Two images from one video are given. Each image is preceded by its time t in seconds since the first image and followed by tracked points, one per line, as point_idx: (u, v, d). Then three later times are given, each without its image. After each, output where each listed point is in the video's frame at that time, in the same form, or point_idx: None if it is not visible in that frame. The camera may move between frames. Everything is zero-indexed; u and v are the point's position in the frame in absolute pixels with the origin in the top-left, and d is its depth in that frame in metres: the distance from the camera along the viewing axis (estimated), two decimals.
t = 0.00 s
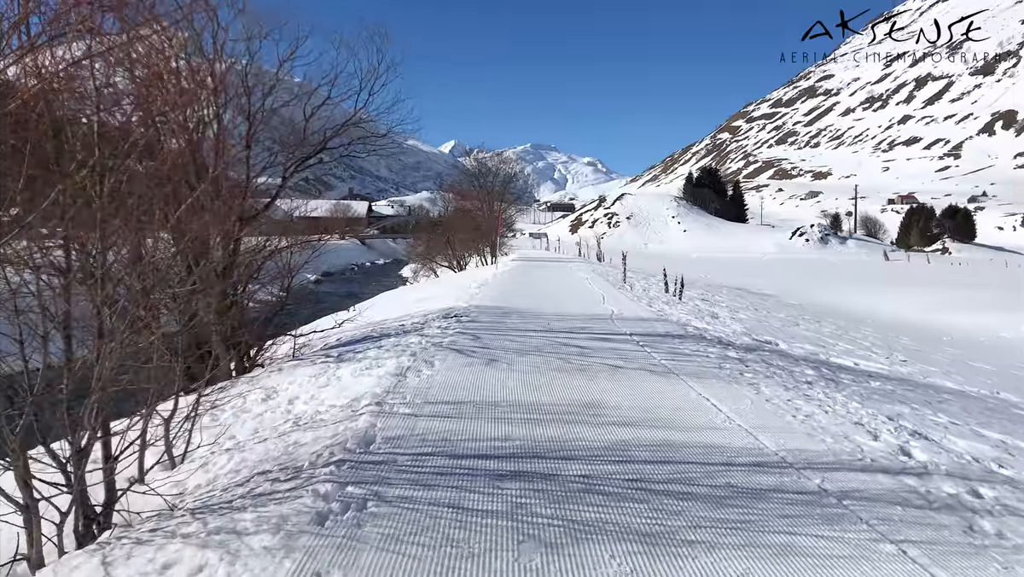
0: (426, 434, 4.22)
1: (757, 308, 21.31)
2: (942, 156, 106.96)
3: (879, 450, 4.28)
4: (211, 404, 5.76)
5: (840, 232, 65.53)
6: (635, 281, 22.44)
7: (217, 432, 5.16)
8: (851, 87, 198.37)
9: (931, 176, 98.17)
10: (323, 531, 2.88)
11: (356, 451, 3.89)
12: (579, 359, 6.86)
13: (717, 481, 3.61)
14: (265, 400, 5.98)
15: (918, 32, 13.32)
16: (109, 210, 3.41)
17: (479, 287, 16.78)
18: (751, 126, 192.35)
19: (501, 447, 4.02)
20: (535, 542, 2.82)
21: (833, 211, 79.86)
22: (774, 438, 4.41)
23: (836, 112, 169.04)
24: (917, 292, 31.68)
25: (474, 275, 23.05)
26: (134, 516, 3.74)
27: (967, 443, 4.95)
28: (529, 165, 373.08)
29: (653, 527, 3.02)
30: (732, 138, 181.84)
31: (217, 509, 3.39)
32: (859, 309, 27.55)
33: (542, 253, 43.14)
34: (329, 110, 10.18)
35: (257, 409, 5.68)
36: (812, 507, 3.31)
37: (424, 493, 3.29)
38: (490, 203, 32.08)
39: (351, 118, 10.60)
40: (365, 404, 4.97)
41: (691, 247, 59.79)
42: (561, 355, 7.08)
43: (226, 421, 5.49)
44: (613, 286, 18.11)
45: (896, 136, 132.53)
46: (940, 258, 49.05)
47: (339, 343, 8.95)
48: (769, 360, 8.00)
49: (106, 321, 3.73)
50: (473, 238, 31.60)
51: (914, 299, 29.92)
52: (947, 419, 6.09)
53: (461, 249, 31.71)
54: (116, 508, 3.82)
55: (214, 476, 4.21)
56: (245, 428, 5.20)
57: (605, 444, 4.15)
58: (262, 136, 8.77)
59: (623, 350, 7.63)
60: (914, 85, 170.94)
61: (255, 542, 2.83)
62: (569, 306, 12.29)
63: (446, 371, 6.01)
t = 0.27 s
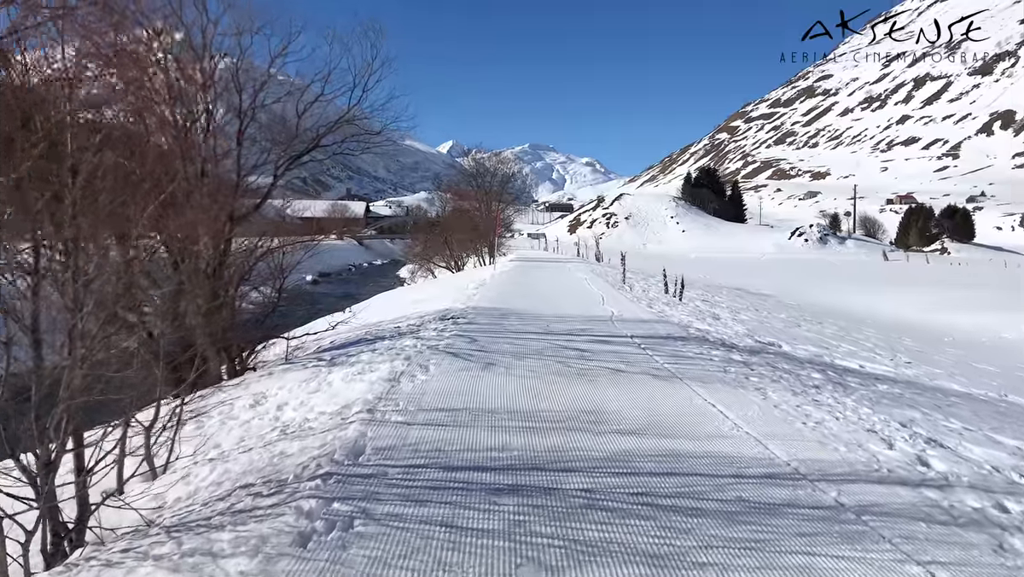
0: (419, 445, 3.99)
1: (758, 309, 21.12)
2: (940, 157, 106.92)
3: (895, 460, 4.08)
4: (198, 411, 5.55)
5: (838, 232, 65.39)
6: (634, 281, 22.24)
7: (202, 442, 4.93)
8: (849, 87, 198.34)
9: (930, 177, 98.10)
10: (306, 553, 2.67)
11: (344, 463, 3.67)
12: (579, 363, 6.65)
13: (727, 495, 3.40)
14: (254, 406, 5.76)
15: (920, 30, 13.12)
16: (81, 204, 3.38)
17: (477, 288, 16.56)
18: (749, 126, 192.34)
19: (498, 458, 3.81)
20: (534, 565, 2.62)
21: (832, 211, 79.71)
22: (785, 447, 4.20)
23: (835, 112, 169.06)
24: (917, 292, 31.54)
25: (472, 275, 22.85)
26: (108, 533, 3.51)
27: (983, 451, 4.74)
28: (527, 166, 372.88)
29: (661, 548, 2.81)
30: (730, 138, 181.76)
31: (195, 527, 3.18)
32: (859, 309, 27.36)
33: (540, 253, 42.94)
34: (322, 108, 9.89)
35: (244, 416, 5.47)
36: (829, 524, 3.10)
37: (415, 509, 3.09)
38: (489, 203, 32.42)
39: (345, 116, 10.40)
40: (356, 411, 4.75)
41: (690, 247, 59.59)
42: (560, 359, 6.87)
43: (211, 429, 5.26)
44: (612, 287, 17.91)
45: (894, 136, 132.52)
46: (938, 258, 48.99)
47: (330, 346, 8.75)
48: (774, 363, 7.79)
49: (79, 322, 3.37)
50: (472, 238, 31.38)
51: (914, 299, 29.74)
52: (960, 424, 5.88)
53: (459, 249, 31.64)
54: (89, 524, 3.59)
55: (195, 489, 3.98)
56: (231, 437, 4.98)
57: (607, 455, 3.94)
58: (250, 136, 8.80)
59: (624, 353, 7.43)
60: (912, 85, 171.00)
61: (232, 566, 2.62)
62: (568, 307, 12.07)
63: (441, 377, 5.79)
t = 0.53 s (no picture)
0: (412, 457, 3.78)
1: (758, 310, 20.93)
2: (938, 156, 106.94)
3: (912, 473, 3.88)
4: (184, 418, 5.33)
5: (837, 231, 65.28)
6: (633, 281, 22.06)
7: (186, 451, 4.71)
8: (846, 87, 198.38)
9: (927, 176, 98.11)
10: None
11: (332, 478, 3.46)
12: (579, 368, 6.44)
13: (738, 512, 3.20)
14: (242, 412, 5.55)
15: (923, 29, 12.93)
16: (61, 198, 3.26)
17: (475, 288, 16.35)
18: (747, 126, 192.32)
19: (494, 472, 3.60)
20: None
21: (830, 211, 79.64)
22: (796, 458, 4.00)
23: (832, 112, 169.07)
24: (916, 292, 31.42)
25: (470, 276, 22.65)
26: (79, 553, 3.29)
27: (1001, 460, 4.55)
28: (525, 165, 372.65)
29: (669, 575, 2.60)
30: (728, 138, 181.75)
31: (170, 550, 2.96)
32: (858, 309, 27.21)
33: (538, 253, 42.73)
34: (314, 106, 9.63)
35: (230, 424, 5.26)
36: (848, 546, 2.90)
37: (404, 531, 2.88)
38: (487, 203, 32.82)
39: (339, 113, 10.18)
40: (347, 419, 4.54)
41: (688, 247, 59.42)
42: (559, 363, 6.67)
43: (195, 437, 5.05)
44: (612, 287, 17.72)
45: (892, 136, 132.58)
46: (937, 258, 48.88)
47: (323, 349, 8.52)
48: (779, 366, 7.59)
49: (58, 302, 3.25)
50: (469, 238, 31.14)
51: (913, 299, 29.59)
52: (974, 431, 5.68)
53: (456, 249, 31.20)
54: (58, 542, 3.37)
55: (174, 504, 3.76)
56: (216, 446, 4.76)
57: (610, 468, 3.74)
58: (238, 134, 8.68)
59: (625, 357, 7.23)
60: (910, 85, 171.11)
61: None
62: (568, 308, 11.88)
63: (436, 382, 5.57)
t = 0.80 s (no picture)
0: (405, 472, 3.55)
1: (759, 311, 20.72)
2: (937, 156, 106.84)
3: (937, 489, 3.66)
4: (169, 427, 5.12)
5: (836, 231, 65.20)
6: (632, 282, 21.87)
7: (169, 464, 4.48)
8: (845, 87, 198.25)
9: (926, 176, 98.03)
10: None
11: (319, 496, 3.24)
12: (581, 373, 6.22)
13: (754, 534, 2.99)
14: (230, 421, 5.33)
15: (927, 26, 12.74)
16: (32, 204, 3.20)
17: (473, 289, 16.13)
18: (746, 126, 192.17)
19: (491, 489, 3.39)
20: None
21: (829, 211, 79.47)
22: (813, 473, 3.79)
23: (831, 112, 168.93)
24: (916, 292, 31.28)
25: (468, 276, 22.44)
26: None
27: None
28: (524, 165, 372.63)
29: None
30: (727, 138, 181.65)
31: None
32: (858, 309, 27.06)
33: (537, 253, 42.51)
34: (308, 103, 9.38)
35: (217, 433, 5.06)
36: (877, 573, 2.68)
37: (396, 560, 2.67)
38: (486, 202, 32.75)
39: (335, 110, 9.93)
40: (337, 430, 4.32)
41: (687, 247, 59.25)
42: (560, 368, 6.45)
43: (180, 447, 4.83)
44: (611, 288, 17.50)
45: (891, 136, 132.52)
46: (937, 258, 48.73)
47: (316, 353, 8.32)
48: (785, 371, 7.39)
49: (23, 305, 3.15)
50: (468, 238, 30.89)
51: (913, 299, 29.45)
52: (990, 440, 5.47)
53: (455, 249, 30.93)
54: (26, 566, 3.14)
55: (153, 522, 3.53)
56: (201, 458, 4.54)
57: (615, 483, 3.54)
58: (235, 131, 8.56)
59: (628, 361, 7.01)
60: (909, 84, 170.99)
61: None
62: (567, 309, 11.67)
63: (433, 389, 5.35)
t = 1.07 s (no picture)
0: (398, 488, 3.33)
1: (760, 312, 20.53)
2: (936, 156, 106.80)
3: (964, 504, 3.44)
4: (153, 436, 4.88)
5: (836, 231, 65.06)
6: (633, 282, 21.68)
7: (151, 475, 4.25)
8: (843, 87, 198.24)
9: (925, 176, 97.96)
10: None
11: (306, 515, 3.02)
12: (583, 378, 6.00)
13: (775, 557, 2.77)
14: (218, 429, 5.10)
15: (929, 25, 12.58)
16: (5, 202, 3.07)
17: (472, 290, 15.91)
18: (745, 126, 192.11)
19: (491, 506, 3.17)
20: None
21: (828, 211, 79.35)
22: (832, 487, 3.57)
23: (830, 112, 168.88)
24: (916, 293, 31.11)
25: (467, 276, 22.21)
26: None
27: None
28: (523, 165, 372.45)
29: None
30: (726, 138, 181.60)
31: None
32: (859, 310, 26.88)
33: (535, 253, 42.28)
34: (301, 100, 9.18)
35: (204, 442, 4.83)
36: None
37: None
38: (484, 203, 32.55)
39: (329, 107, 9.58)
40: (328, 440, 4.10)
41: (687, 247, 59.08)
42: (561, 372, 6.23)
43: (163, 457, 4.60)
44: (611, 289, 17.26)
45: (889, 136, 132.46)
46: (936, 258, 48.57)
47: (309, 357, 8.11)
48: (792, 375, 7.19)
49: None
50: (466, 238, 30.67)
51: (914, 300, 29.28)
52: (1008, 447, 5.26)
53: (453, 249, 30.71)
54: None
55: (129, 540, 3.30)
56: (184, 468, 4.31)
57: (621, 498, 3.32)
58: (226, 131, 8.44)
59: (631, 365, 6.79)
60: (907, 84, 170.96)
61: None
62: (568, 311, 11.45)
63: (429, 396, 5.13)
